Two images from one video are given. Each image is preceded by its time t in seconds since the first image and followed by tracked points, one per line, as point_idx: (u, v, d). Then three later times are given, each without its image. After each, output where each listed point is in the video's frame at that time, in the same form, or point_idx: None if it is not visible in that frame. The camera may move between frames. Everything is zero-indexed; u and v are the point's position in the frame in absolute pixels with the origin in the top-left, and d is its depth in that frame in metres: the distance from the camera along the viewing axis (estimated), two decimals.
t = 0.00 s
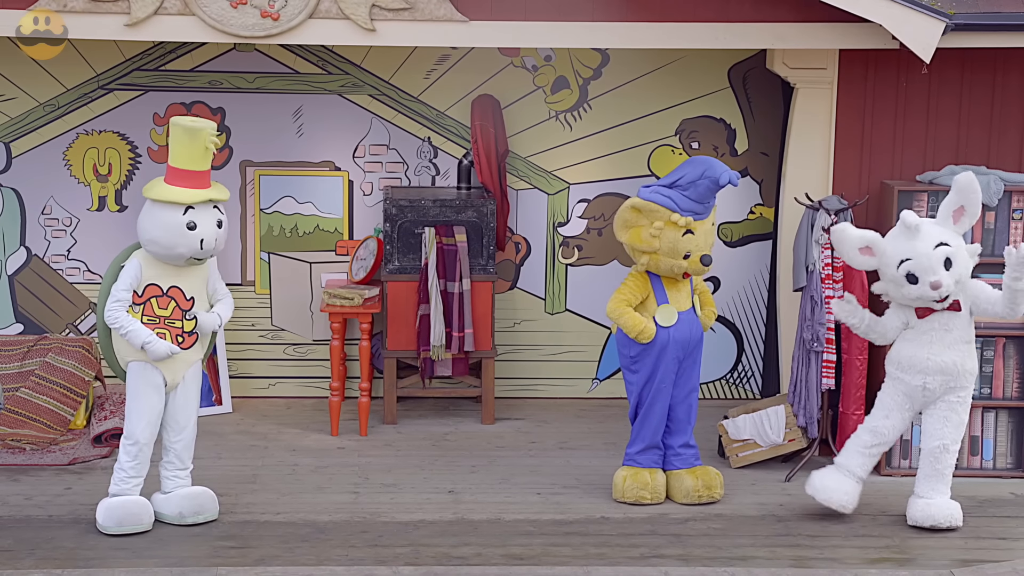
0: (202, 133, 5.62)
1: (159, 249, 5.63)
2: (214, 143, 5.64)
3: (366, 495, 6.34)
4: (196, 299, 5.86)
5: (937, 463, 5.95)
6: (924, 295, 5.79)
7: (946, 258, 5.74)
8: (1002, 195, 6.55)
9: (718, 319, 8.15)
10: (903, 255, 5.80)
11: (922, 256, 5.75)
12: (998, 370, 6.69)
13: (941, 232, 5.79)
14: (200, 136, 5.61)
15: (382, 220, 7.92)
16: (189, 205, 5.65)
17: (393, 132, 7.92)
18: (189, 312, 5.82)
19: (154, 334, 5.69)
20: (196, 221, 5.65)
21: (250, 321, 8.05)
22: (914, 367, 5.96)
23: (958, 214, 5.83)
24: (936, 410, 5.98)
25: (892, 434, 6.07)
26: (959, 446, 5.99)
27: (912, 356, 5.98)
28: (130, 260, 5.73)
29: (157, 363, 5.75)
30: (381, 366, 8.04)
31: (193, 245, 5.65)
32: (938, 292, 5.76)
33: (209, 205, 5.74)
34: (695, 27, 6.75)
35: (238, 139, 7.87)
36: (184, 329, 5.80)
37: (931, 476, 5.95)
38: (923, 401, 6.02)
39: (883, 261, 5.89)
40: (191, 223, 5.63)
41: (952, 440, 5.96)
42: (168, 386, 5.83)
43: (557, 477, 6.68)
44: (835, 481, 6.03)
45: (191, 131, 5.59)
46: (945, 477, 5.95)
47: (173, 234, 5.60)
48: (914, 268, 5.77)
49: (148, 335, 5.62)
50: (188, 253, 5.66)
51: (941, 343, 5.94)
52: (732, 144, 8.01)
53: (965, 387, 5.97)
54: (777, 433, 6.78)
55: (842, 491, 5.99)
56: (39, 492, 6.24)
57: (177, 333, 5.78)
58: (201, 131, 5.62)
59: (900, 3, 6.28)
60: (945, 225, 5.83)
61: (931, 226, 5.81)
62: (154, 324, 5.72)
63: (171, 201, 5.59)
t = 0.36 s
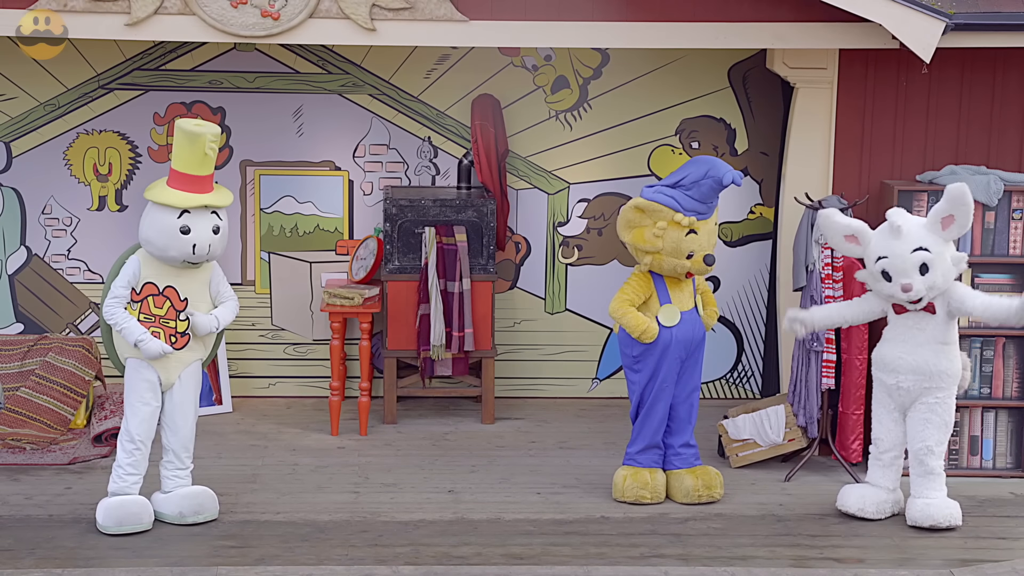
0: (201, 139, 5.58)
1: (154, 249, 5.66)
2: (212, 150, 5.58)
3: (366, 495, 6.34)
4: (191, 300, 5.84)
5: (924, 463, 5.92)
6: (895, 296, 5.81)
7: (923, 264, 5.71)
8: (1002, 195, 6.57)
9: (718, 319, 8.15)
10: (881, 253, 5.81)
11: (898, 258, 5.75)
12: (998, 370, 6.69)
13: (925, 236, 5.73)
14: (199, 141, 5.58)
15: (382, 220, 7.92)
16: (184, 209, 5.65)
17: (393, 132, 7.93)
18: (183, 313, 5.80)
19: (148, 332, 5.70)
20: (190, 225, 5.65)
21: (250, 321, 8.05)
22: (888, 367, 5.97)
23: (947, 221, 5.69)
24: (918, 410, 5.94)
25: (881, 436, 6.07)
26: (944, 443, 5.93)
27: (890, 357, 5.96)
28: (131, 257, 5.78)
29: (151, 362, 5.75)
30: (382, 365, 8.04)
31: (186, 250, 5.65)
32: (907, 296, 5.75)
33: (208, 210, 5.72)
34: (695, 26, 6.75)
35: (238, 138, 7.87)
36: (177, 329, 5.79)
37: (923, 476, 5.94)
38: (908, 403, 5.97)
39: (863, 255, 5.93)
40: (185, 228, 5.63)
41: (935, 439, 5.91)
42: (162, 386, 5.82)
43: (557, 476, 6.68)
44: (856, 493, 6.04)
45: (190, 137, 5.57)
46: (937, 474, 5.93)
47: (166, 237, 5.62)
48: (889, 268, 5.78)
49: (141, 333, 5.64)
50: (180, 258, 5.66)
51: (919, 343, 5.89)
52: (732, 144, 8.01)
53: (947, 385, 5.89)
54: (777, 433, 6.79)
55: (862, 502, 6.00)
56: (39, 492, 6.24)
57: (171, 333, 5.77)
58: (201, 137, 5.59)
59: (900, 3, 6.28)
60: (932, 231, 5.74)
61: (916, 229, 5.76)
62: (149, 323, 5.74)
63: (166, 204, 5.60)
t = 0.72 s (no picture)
0: (200, 145, 5.61)
1: (155, 252, 5.72)
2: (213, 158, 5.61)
3: (367, 493, 6.40)
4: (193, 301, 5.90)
5: (906, 462, 5.95)
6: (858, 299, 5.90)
7: (879, 267, 5.77)
8: (999, 196, 6.63)
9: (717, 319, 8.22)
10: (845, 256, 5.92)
11: (855, 261, 5.85)
12: (994, 370, 6.76)
13: (883, 240, 5.78)
14: (202, 148, 5.63)
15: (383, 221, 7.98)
16: (186, 214, 5.70)
17: (394, 133, 7.99)
18: (186, 313, 5.85)
19: (150, 332, 5.75)
20: (191, 231, 5.70)
21: (253, 321, 8.11)
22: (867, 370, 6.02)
23: (904, 225, 5.71)
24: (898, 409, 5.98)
25: (866, 436, 6.13)
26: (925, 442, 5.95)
27: (870, 358, 6.03)
28: (133, 258, 5.83)
29: (152, 361, 5.81)
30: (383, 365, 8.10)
31: (186, 255, 5.70)
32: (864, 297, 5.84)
33: (209, 216, 5.77)
34: (694, 29, 6.80)
35: (241, 140, 7.93)
36: (179, 330, 5.83)
37: (908, 475, 5.96)
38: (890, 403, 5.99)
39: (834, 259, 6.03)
40: (187, 233, 5.69)
41: (916, 437, 5.94)
42: (162, 386, 5.88)
43: (557, 475, 6.74)
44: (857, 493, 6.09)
45: (193, 143, 5.62)
46: (925, 471, 5.94)
47: (164, 241, 5.68)
48: (849, 271, 5.90)
49: (144, 333, 5.70)
50: (181, 262, 5.72)
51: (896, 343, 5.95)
52: (730, 145, 8.07)
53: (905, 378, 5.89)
54: (775, 431, 6.85)
55: (859, 500, 6.06)
56: (44, 490, 6.30)
57: (173, 333, 5.82)
58: (205, 143, 5.65)
59: (898, 6, 6.34)
60: (891, 236, 5.78)
61: (876, 233, 5.83)
62: (152, 323, 5.79)
63: (168, 209, 5.67)
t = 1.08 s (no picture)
0: (203, 144, 5.78)
1: (161, 252, 5.87)
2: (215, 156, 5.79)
3: (370, 489, 6.57)
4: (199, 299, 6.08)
5: (898, 457, 6.13)
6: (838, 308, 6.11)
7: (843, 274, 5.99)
8: (986, 200, 6.79)
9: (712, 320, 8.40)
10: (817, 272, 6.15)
11: (823, 275, 6.09)
12: (982, 369, 6.93)
13: (842, 250, 6.00)
14: (203, 148, 5.79)
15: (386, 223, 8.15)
16: (190, 213, 5.86)
17: (397, 137, 8.16)
18: (192, 312, 6.04)
19: (158, 332, 5.91)
20: (197, 229, 5.86)
21: (258, 321, 8.28)
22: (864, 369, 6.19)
23: (856, 232, 5.92)
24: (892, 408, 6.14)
25: (864, 435, 6.29)
26: (919, 439, 6.10)
27: (864, 362, 6.18)
28: (134, 261, 5.94)
29: (159, 361, 5.96)
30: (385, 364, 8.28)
31: (193, 253, 5.87)
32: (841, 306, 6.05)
33: (212, 214, 5.94)
34: (691, 36, 6.97)
35: (247, 144, 8.10)
36: (186, 327, 6.02)
37: (899, 471, 6.13)
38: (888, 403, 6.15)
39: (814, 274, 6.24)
40: (193, 231, 5.85)
41: (909, 434, 6.10)
42: (169, 383, 6.03)
43: (555, 471, 6.91)
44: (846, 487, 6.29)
45: (194, 143, 5.78)
46: (916, 471, 6.12)
47: (171, 241, 5.83)
48: (822, 285, 6.13)
49: (152, 334, 5.83)
50: (188, 260, 5.88)
51: (890, 344, 6.07)
52: (725, 149, 8.24)
53: (916, 380, 5.94)
54: (768, 429, 7.02)
55: (851, 494, 6.24)
56: (55, 486, 6.47)
57: (180, 332, 6.00)
58: (205, 143, 5.81)
59: (888, 14, 6.48)
60: (849, 244, 6.00)
61: (835, 243, 6.06)
62: (158, 323, 5.95)
63: (170, 209, 5.81)
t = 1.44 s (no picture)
0: (197, 138, 5.98)
1: (165, 249, 6.01)
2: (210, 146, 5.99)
3: (374, 482, 6.75)
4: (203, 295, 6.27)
5: (889, 453, 6.31)
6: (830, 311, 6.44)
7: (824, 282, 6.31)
8: (974, 200, 6.97)
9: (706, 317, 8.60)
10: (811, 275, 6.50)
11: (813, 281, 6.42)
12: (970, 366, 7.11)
13: (824, 259, 6.30)
14: (195, 141, 5.98)
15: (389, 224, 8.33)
16: (191, 207, 6.02)
17: (399, 140, 8.34)
18: (198, 308, 6.22)
19: (166, 331, 6.07)
20: (199, 222, 6.03)
21: (264, 318, 8.47)
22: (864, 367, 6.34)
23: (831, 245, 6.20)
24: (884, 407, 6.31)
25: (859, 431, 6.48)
26: (910, 437, 6.26)
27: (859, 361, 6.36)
28: (134, 264, 6.09)
29: (167, 358, 6.12)
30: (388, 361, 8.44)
31: (199, 245, 6.04)
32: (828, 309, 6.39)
33: (208, 205, 6.12)
34: (687, 41, 7.13)
35: (253, 147, 8.28)
36: (193, 324, 6.20)
37: (890, 466, 6.31)
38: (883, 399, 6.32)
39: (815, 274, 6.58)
40: (196, 224, 6.01)
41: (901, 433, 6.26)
42: (176, 380, 6.20)
43: (554, 465, 7.09)
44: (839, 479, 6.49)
45: (188, 138, 5.96)
46: (908, 468, 6.29)
47: (178, 237, 5.97)
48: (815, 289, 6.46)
49: (161, 333, 5.99)
50: (194, 253, 6.05)
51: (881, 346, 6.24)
52: (719, 152, 8.42)
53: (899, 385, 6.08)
54: (761, 425, 7.19)
55: (843, 486, 6.42)
56: (66, 480, 6.64)
57: (187, 328, 6.18)
58: (196, 136, 5.99)
59: (876, 19, 6.66)
60: (830, 254, 6.28)
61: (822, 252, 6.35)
62: (164, 322, 6.11)
63: (171, 204, 5.96)
